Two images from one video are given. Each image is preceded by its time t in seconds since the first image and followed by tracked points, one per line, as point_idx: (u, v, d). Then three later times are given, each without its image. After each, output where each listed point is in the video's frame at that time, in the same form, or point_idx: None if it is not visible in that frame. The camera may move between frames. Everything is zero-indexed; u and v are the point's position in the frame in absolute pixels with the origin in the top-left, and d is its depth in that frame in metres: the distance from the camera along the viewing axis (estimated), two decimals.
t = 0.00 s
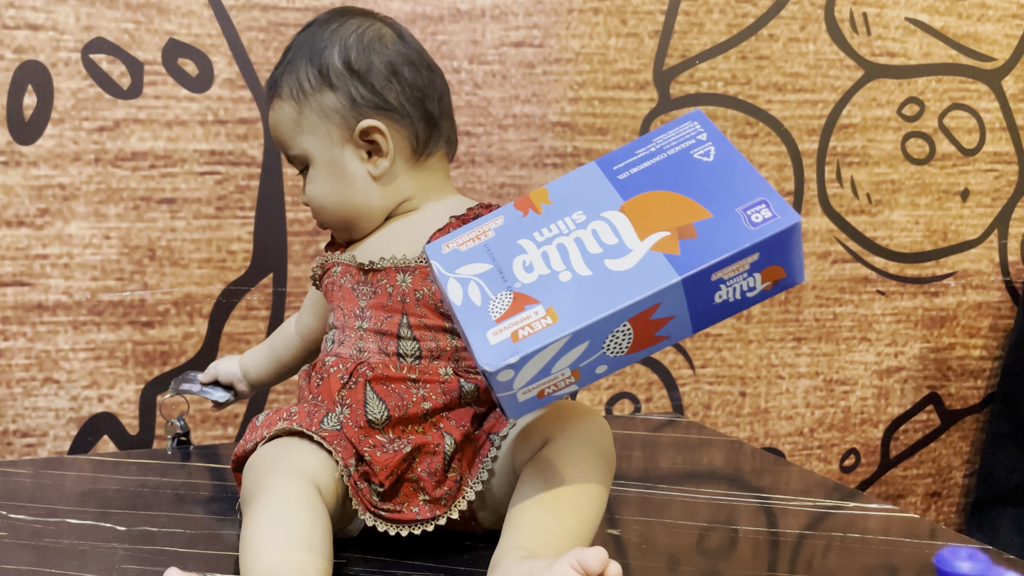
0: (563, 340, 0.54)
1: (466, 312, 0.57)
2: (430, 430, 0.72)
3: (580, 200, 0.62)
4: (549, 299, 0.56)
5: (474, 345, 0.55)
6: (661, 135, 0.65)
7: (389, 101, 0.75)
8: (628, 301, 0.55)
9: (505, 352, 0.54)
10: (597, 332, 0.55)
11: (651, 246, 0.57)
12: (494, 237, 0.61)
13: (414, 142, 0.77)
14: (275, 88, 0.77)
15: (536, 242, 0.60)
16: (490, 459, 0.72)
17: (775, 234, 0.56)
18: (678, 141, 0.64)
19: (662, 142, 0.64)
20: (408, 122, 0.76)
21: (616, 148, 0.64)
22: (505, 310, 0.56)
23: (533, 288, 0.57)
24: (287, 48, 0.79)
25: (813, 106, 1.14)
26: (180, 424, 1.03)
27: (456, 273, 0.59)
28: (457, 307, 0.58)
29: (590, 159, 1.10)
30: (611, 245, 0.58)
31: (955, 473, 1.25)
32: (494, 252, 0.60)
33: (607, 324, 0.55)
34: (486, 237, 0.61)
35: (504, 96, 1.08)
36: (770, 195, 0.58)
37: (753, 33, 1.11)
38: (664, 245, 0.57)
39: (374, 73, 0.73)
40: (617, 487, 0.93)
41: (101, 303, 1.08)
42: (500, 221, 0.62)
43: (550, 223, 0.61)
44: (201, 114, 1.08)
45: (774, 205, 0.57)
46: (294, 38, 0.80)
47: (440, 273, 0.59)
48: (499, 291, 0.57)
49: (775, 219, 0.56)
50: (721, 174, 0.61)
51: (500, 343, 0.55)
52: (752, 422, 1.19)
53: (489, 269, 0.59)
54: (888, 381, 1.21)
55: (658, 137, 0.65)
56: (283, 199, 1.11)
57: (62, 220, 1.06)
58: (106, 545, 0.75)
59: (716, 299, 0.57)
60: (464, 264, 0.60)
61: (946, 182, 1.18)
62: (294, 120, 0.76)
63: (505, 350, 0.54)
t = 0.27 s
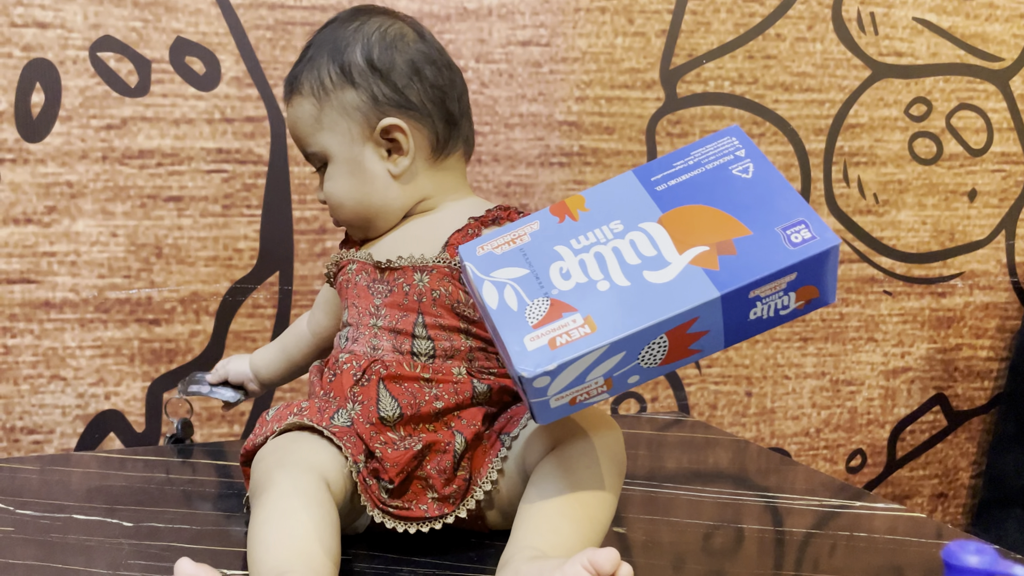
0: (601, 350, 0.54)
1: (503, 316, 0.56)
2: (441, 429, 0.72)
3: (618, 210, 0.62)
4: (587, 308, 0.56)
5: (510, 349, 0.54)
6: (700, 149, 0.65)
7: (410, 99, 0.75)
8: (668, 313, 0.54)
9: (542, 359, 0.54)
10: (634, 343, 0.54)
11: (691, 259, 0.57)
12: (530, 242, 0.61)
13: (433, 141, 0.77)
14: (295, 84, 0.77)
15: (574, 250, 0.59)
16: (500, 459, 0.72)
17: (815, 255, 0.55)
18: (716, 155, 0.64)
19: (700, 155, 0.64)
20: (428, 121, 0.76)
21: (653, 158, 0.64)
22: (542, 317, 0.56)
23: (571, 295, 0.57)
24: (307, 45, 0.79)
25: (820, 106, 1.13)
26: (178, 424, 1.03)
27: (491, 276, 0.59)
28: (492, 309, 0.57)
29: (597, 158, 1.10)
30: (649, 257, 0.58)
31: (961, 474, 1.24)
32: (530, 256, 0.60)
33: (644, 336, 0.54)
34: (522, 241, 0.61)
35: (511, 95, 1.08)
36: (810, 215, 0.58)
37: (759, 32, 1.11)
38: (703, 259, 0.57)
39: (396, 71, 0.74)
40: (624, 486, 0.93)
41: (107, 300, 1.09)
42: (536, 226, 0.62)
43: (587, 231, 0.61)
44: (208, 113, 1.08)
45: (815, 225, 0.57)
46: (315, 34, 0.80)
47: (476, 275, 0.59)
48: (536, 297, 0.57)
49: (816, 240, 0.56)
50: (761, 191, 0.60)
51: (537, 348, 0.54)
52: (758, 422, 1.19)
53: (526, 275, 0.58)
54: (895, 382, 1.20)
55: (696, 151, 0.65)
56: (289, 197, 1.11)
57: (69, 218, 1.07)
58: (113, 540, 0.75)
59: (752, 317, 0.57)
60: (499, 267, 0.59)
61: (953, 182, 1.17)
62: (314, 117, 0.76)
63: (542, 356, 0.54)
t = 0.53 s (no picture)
0: (626, 345, 0.54)
1: (527, 311, 0.57)
2: (448, 427, 0.72)
3: (637, 209, 0.62)
4: (612, 303, 0.56)
5: (536, 344, 0.55)
6: (716, 150, 0.66)
7: (424, 101, 0.76)
8: (692, 309, 0.55)
9: (569, 353, 0.54)
10: (658, 338, 0.55)
11: (713, 256, 0.58)
12: (551, 239, 0.61)
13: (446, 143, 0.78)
14: (309, 82, 0.77)
15: (595, 247, 0.60)
16: (506, 457, 0.72)
17: (834, 254, 0.57)
18: (733, 156, 0.65)
19: (717, 157, 0.65)
20: (441, 122, 0.77)
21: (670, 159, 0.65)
22: (567, 312, 0.56)
23: (594, 291, 0.57)
24: (321, 43, 0.79)
25: (829, 106, 1.13)
26: (168, 395, 0.94)
27: (514, 272, 0.59)
28: (517, 305, 0.57)
29: (605, 158, 1.10)
30: (671, 254, 0.58)
31: (969, 476, 1.24)
32: (552, 254, 0.60)
33: (668, 331, 0.55)
34: (543, 239, 0.61)
35: (519, 95, 1.08)
36: (829, 214, 0.59)
37: (768, 33, 1.11)
38: (725, 257, 0.58)
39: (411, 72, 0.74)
40: (631, 486, 0.93)
41: (116, 299, 1.09)
42: (556, 224, 0.62)
43: (608, 229, 0.61)
44: (217, 112, 1.09)
45: (834, 224, 0.58)
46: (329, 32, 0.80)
47: (499, 272, 0.59)
48: (559, 293, 0.57)
49: (836, 238, 0.57)
50: (780, 191, 0.61)
51: (562, 343, 0.54)
52: (765, 423, 1.19)
53: (548, 271, 0.59)
54: (902, 383, 1.20)
55: (713, 152, 0.66)
56: (297, 197, 1.12)
57: (79, 217, 1.07)
58: (122, 537, 0.76)
59: (772, 314, 0.58)
60: (521, 264, 0.60)
61: (962, 183, 1.17)
62: (327, 116, 0.76)
63: (568, 350, 0.54)
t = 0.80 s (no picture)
0: (615, 286, 0.54)
1: (517, 269, 0.56)
2: (449, 423, 0.73)
3: (619, 171, 0.63)
4: (601, 252, 0.56)
5: (527, 293, 0.54)
6: (690, 117, 0.67)
7: (457, 101, 0.78)
8: (676, 248, 0.55)
9: (559, 298, 0.53)
10: (647, 279, 0.55)
11: (695, 203, 0.58)
12: (538, 207, 0.61)
13: (470, 144, 0.80)
14: (337, 70, 0.76)
15: (580, 208, 0.60)
16: (508, 454, 0.72)
17: (812, 187, 0.58)
18: (708, 119, 0.66)
19: (692, 121, 0.67)
20: (469, 124, 0.79)
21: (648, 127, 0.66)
22: (556, 264, 0.56)
23: (582, 244, 0.57)
24: (343, 31, 0.78)
25: (836, 107, 1.13)
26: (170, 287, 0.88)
27: (503, 239, 0.59)
28: (507, 265, 0.57)
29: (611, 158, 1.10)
30: (653, 205, 0.59)
31: (976, 476, 1.24)
32: (539, 220, 0.60)
33: (654, 270, 0.55)
34: (529, 208, 0.61)
35: (526, 95, 1.08)
36: (801, 152, 0.61)
37: (775, 33, 1.11)
38: (706, 200, 0.58)
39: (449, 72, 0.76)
40: (636, 485, 0.93)
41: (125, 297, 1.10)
42: (541, 195, 0.63)
43: (591, 192, 0.62)
44: (226, 112, 1.09)
45: (808, 160, 0.60)
46: (353, 22, 0.79)
47: (487, 238, 0.59)
48: (547, 250, 0.57)
49: (812, 172, 0.59)
50: (753, 142, 0.63)
51: (553, 291, 0.54)
52: (771, 423, 1.19)
53: (536, 233, 0.59)
54: (909, 384, 1.20)
55: (687, 117, 0.67)
56: (305, 196, 1.12)
57: (88, 216, 1.08)
58: (130, 533, 0.76)
59: (756, 254, 0.58)
60: (510, 231, 0.59)
61: (969, 184, 1.17)
62: (358, 106, 0.75)
63: (559, 296, 0.54)
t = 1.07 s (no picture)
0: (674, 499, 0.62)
1: (581, 453, 0.64)
2: (459, 425, 0.73)
3: (692, 334, 0.64)
4: (659, 454, 0.63)
5: (591, 493, 0.63)
6: (770, 267, 0.63)
7: (475, 100, 0.80)
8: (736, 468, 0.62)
9: (621, 508, 0.62)
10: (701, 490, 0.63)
11: (758, 409, 0.63)
12: (603, 361, 0.65)
13: (484, 143, 0.82)
14: (358, 65, 0.76)
15: (647, 381, 0.64)
16: (514, 455, 0.73)
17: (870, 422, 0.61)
18: (789, 280, 0.63)
19: (773, 277, 0.63)
20: (484, 123, 0.81)
21: (728, 275, 0.64)
22: (619, 459, 0.63)
23: (643, 436, 0.64)
24: (361, 26, 0.78)
25: (842, 107, 1.13)
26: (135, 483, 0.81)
27: (566, 401, 0.64)
28: (569, 441, 0.64)
29: (617, 158, 1.10)
30: (720, 399, 0.63)
31: (982, 478, 1.24)
32: (604, 382, 0.65)
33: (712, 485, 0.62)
34: (595, 359, 0.65)
35: (532, 95, 1.08)
36: (871, 368, 0.62)
37: (781, 33, 1.11)
38: (769, 411, 0.63)
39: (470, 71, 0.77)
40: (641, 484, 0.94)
41: (133, 296, 1.10)
42: (608, 340, 0.65)
43: (659, 358, 0.64)
44: (233, 112, 1.10)
45: (875, 386, 0.61)
46: (369, 17, 0.78)
47: (551, 399, 0.64)
48: (613, 435, 0.64)
49: (875, 404, 0.61)
50: (834, 335, 0.62)
51: (616, 495, 0.63)
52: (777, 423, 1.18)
53: (600, 405, 0.64)
54: (915, 385, 1.20)
55: (767, 269, 0.63)
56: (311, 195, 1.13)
57: (96, 215, 1.08)
58: (138, 529, 0.77)
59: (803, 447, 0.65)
60: (575, 391, 0.65)
61: (976, 184, 1.17)
62: (378, 102, 0.75)
63: (622, 504, 0.62)
